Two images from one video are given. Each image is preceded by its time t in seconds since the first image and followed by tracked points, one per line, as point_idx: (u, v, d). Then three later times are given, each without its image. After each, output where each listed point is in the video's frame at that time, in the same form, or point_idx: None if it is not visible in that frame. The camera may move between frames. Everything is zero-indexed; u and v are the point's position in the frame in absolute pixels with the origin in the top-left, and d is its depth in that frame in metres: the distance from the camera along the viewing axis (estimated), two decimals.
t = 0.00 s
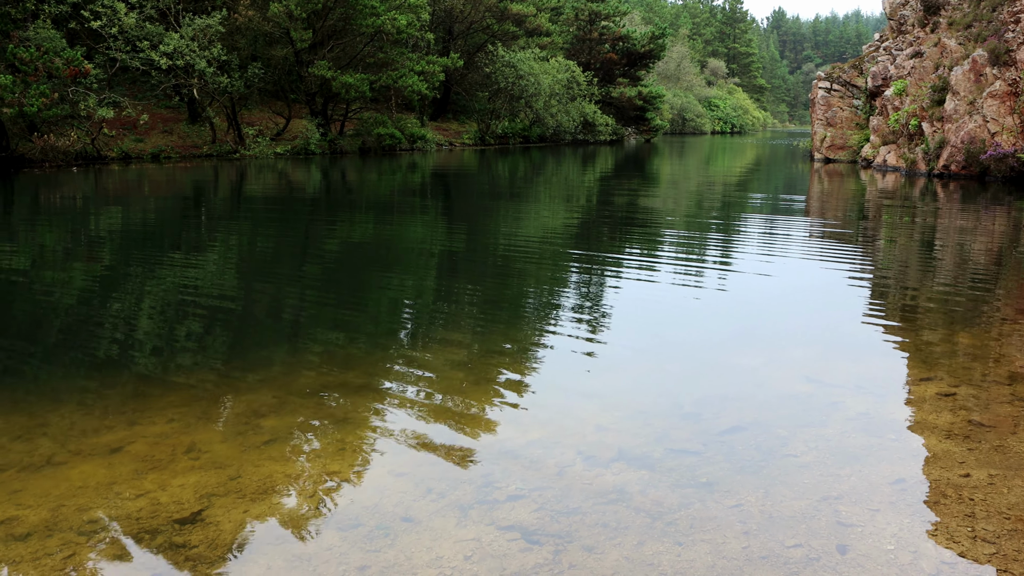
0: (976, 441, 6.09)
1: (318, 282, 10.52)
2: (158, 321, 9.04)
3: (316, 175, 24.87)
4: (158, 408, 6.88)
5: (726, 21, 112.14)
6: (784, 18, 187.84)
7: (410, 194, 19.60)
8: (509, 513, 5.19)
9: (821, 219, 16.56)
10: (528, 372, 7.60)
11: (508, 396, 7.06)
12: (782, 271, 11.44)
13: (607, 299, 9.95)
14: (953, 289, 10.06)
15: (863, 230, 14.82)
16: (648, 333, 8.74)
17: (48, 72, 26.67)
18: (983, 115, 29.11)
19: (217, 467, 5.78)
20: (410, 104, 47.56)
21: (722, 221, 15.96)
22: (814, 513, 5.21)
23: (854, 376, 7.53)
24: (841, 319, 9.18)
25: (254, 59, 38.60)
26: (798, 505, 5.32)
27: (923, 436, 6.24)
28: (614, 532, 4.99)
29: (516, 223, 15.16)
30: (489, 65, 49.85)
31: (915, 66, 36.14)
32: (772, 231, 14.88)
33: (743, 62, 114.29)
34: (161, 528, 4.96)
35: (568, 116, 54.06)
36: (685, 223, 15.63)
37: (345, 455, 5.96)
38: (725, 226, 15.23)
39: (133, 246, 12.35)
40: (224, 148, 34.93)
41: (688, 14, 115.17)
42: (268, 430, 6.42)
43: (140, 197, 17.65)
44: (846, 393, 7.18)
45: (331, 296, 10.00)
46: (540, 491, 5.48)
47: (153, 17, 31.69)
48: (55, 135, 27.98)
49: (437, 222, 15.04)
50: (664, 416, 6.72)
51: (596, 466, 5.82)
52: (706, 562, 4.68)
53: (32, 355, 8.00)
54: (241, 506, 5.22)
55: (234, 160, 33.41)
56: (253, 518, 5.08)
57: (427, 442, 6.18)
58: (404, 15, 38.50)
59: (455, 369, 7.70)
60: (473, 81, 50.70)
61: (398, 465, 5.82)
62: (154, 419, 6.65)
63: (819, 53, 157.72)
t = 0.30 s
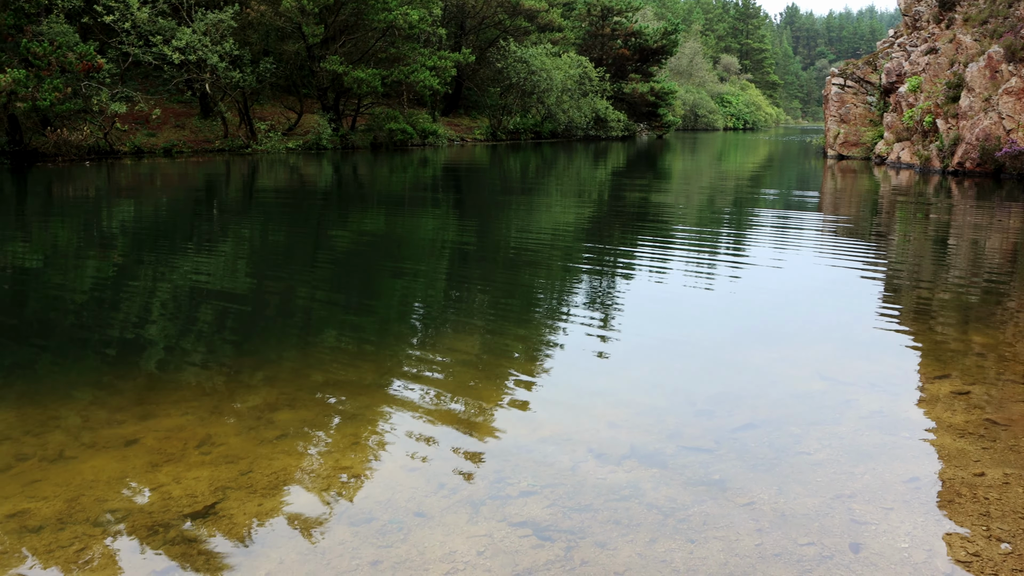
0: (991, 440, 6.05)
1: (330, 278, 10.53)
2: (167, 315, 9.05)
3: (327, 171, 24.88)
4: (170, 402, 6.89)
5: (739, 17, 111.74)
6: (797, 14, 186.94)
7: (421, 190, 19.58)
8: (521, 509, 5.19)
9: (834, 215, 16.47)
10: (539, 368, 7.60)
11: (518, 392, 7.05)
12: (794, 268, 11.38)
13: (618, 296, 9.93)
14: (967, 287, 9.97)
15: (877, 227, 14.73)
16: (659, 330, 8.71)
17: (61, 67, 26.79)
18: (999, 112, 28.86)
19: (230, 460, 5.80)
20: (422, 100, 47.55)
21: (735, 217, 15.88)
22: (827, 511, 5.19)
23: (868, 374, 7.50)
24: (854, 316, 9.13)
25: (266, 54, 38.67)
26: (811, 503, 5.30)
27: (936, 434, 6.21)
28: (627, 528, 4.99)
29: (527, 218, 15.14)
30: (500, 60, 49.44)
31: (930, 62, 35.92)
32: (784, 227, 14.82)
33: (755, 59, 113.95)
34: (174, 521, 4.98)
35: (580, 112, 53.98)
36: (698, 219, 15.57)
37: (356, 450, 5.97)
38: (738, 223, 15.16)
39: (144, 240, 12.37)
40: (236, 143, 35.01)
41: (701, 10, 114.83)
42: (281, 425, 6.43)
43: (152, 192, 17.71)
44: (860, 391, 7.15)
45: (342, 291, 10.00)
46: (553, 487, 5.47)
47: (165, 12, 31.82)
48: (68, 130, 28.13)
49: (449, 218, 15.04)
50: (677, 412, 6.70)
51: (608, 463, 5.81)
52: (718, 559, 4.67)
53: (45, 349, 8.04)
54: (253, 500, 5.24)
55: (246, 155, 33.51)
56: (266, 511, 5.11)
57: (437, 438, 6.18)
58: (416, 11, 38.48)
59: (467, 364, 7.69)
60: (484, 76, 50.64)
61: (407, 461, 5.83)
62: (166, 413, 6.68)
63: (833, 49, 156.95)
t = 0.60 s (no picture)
0: (1011, 436, 5.98)
1: (344, 271, 10.55)
2: (182, 308, 9.10)
3: (341, 164, 24.94)
4: (186, 394, 6.93)
5: (755, 9, 111.01)
6: (813, 6, 185.51)
7: (435, 183, 19.58)
8: (537, 502, 5.19)
9: (850, 209, 16.34)
10: (554, 361, 7.59)
11: (532, 385, 7.04)
12: (810, 261, 11.29)
13: (632, 289, 9.88)
14: (985, 282, 9.87)
15: (894, 221, 14.59)
16: (673, 324, 8.67)
17: (78, 61, 26.98)
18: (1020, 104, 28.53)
19: (246, 453, 5.81)
20: (436, 93, 47.55)
21: (750, 210, 15.78)
22: (845, 506, 5.15)
23: (885, 368, 7.44)
24: (871, 310, 9.06)
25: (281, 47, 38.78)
26: (829, 497, 5.26)
27: (955, 429, 6.15)
28: (643, 522, 4.97)
29: (541, 212, 15.11)
30: (515, 53, 49.37)
31: (949, 54, 35.56)
32: (800, 220, 14.72)
33: (771, 51, 113.41)
34: (192, 512, 5.00)
35: (594, 105, 53.83)
36: (713, 212, 15.49)
37: (371, 443, 5.97)
38: (752, 216, 15.06)
39: (159, 233, 12.44)
40: (251, 137, 35.14)
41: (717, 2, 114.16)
42: (297, 417, 6.46)
43: (168, 185, 17.79)
44: (877, 385, 7.10)
45: (357, 284, 10.02)
46: (569, 480, 5.46)
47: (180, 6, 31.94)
48: (84, 124, 28.28)
49: (463, 211, 15.02)
50: (693, 406, 6.68)
51: (624, 456, 5.80)
52: (736, 553, 4.65)
53: (63, 341, 8.11)
54: (270, 492, 5.26)
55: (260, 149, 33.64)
56: (283, 502, 5.13)
57: (451, 430, 6.18)
58: (430, 4, 38.45)
59: (482, 357, 7.69)
60: (499, 70, 50.56)
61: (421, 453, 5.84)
62: (183, 405, 6.71)
63: (850, 41, 155.63)
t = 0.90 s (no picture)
0: None
1: (354, 267, 10.56)
2: (193, 304, 9.13)
3: (350, 160, 24.93)
4: (197, 389, 6.95)
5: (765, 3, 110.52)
6: None
7: (445, 178, 19.57)
8: (549, 496, 5.19)
9: (860, 202, 16.26)
10: (564, 355, 7.59)
11: (543, 379, 7.04)
12: (820, 255, 11.25)
13: (642, 283, 9.86)
14: (998, 276, 9.81)
15: (905, 214, 14.51)
16: (684, 318, 8.64)
17: (87, 58, 27.09)
18: None
19: (257, 448, 5.83)
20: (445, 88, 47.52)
21: (760, 204, 15.72)
22: (858, 500, 5.14)
23: (898, 362, 7.41)
24: (883, 304, 9.02)
25: (289, 43, 38.83)
26: (842, 492, 5.25)
27: (968, 424, 6.12)
28: (656, 516, 4.97)
29: (551, 206, 15.09)
30: (524, 48, 49.02)
31: (961, 47, 35.34)
32: (810, 214, 14.65)
33: (781, 45, 113.00)
34: (203, 508, 5.01)
35: (603, 100, 53.75)
36: (723, 206, 15.44)
37: (382, 438, 5.98)
38: (762, 210, 15.02)
39: (170, 230, 12.47)
40: (260, 132, 35.16)
41: None
42: (308, 412, 6.47)
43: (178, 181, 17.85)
44: (889, 379, 7.08)
45: (367, 280, 10.02)
46: (580, 475, 5.46)
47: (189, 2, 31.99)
48: (94, 120, 28.50)
49: (472, 206, 15.01)
50: (705, 400, 6.67)
51: (636, 450, 5.79)
52: (748, 547, 4.65)
53: (76, 337, 8.15)
54: (282, 486, 5.28)
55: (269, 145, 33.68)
56: (294, 497, 5.14)
57: (462, 425, 6.19)
58: None
59: (493, 351, 7.69)
60: (507, 65, 50.42)
61: (433, 448, 5.84)
62: (194, 400, 6.74)
63: (861, 34, 154.67)
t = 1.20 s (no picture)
0: None
1: (362, 262, 10.56)
2: (201, 299, 9.16)
3: (358, 155, 24.91)
4: (205, 384, 6.97)
5: None
6: None
7: (452, 173, 19.55)
8: (558, 491, 5.18)
9: (870, 197, 16.16)
10: (572, 350, 7.59)
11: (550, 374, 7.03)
12: (830, 250, 11.19)
13: (650, 278, 9.84)
14: (1010, 270, 9.73)
15: (915, 209, 14.41)
16: (692, 313, 8.62)
17: (96, 54, 27.22)
18: None
19: (265, 443, 5.84)
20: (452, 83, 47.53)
21: (768, 199, 15.66)
22: (868, 496, 5.11)
23: (909, 358, 7.37)
24: (892, 299, 8.96)
25: (297, 39, 38.88)
26: (852, 488, 5.23)
27: (980, 420, 6.08)
28: (665, 511, 4.96)
29: (559, 201, 15.06)
30: (531, 43, 49.03)
31: (972, 40, 35.07)
32: (819, 208, 14.58)
33: (789, 38, 112.54)
34: (212, 503, 5.03)
35: (611, 94, 53.68)
36: (731, 201, 15.38)
37: (390, 434, 5.98)
38: (770, 204, 14.99)
39: (178, 225, 12.51)
40: (267, 128, 35.19)
41: None
42: (316, 407, 6.47)
43: (187, 177, 17.92)
44: (899, 374, 7.04)
45: (375, 275, 10.02)
46: (589, 470, 5.45)
47: None
48: (102, 116, 28.66)
49: (480, 201, 15.00)
50: (713, 395, 6.65)
51: (645, 445, 5.78)
52: (758, 543, 4.63)
53: (86, 331, 8.19)
54: (291, 481, 5.29)
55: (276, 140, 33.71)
56: (302, 493, 5.14)
57: (470, 421, 6.18)
58: None
59: (501, 347, 7.69)
60: (515, 60, 50.34)
61: (441, 443, 5.84)
62: (202, 395, 6.75)
63: (871, 28, 153.86)
